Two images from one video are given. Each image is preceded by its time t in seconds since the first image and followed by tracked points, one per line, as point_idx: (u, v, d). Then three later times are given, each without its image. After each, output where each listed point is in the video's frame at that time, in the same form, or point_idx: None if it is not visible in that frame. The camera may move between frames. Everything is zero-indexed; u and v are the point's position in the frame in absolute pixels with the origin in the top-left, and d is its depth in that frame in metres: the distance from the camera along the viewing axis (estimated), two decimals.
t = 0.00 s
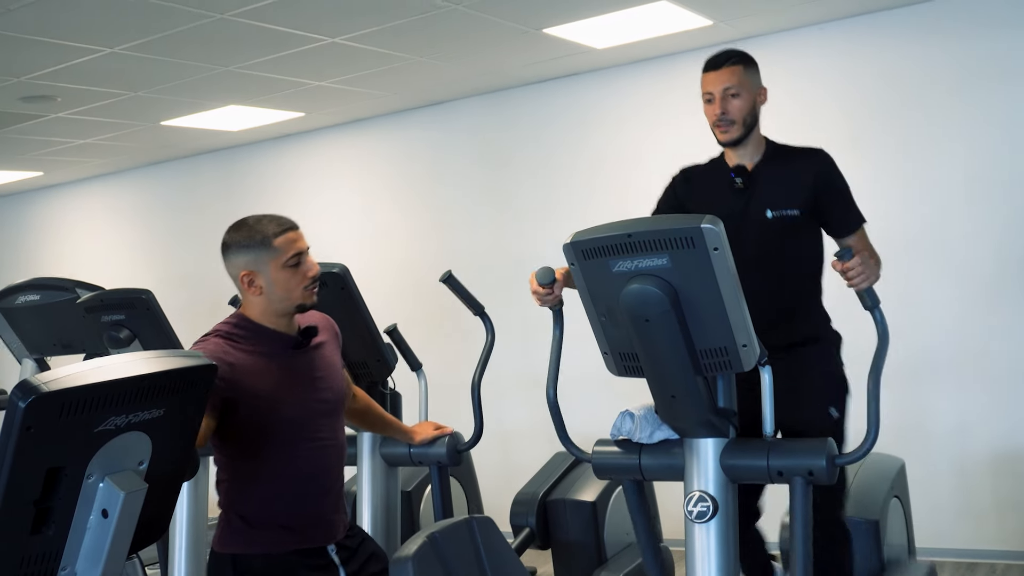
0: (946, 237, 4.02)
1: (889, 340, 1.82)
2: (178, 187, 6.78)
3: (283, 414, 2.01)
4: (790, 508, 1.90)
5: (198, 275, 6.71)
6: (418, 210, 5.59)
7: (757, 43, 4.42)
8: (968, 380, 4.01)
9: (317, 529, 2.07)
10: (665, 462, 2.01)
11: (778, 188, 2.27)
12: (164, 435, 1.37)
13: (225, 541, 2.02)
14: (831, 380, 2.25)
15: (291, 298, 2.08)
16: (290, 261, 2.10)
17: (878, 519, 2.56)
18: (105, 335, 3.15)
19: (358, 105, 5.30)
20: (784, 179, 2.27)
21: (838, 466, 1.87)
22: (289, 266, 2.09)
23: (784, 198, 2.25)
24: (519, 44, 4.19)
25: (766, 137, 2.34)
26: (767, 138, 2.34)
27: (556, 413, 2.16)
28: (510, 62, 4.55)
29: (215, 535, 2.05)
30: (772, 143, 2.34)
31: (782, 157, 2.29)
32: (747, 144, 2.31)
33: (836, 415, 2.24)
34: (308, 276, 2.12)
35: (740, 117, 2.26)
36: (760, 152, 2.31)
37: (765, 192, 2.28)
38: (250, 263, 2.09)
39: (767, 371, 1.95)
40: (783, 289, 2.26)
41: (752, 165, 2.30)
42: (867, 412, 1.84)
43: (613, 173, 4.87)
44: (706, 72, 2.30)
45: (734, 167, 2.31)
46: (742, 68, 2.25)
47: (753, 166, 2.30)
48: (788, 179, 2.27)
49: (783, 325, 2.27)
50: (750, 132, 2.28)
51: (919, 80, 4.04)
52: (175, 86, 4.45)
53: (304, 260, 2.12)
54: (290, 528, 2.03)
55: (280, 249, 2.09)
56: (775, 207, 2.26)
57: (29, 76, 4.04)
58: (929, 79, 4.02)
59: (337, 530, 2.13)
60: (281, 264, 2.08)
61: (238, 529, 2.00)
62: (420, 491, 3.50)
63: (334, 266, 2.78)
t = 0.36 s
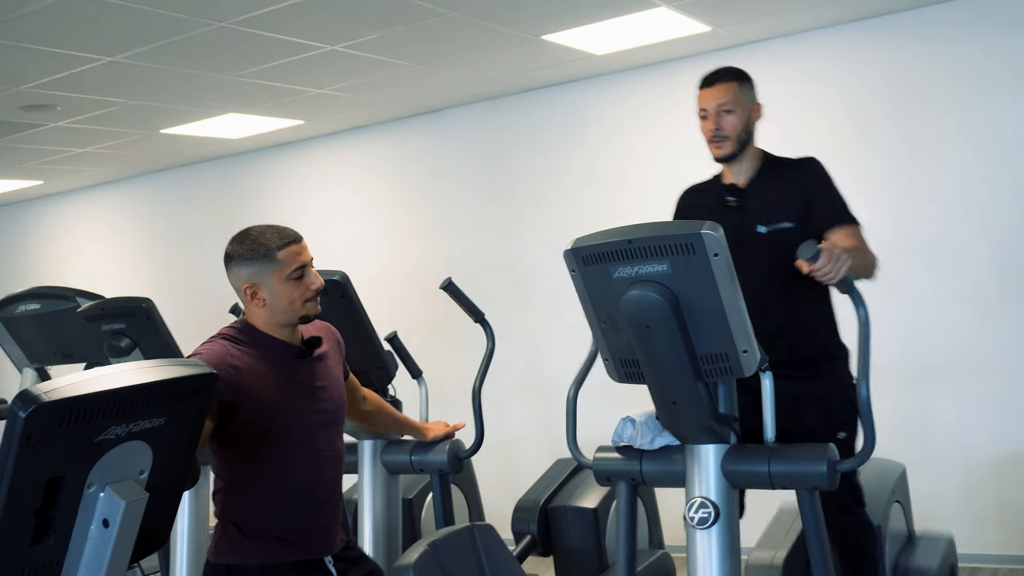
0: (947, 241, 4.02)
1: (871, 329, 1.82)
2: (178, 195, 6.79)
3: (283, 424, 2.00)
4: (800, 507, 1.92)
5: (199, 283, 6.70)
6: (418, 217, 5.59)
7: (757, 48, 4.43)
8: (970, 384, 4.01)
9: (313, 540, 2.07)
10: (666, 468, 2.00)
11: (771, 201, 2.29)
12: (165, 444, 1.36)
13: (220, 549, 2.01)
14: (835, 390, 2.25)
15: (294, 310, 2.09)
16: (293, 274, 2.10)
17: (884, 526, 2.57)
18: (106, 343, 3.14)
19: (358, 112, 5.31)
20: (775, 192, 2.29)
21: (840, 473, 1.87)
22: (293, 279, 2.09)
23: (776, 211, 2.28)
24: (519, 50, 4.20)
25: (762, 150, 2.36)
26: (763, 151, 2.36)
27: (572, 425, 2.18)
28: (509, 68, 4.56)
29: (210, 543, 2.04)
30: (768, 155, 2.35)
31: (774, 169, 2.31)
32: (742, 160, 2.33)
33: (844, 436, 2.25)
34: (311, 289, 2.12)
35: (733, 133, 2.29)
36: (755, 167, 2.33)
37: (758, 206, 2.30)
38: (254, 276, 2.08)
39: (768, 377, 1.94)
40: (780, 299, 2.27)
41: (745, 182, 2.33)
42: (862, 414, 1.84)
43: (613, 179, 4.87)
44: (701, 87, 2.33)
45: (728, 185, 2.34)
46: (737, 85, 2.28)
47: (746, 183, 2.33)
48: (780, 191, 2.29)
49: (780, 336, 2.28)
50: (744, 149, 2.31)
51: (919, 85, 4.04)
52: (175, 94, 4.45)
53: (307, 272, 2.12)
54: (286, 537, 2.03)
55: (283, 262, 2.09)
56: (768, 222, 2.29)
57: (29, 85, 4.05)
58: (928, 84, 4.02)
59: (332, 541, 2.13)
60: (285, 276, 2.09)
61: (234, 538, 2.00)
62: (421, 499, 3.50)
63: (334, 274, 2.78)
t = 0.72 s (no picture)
0: (937, 247, 4.04)
1: (866, 329, 1.82)
2: (169, 197, 6.77)
3: (284, 421, 2.01)
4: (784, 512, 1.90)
5: (189, 285, 6.69)
6: (410, 219, 5.59)
7: (747, 53, 4.45)
8: (959, 389, 4.03)
9: (315, 539, 2.06)
10: (655, 471, 2.01)
11: (744, 214, 2.30)
12: (154, 444, 1.36)
13: (223, 552, 1.98)
14: (797, 391, 2.26)
15: (291, 316, 2.08)
16: (296, 281, 2.07)
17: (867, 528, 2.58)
18: (95, 344, 3.14)
19: (350, 115, 5.31)
20: (749, 206, 2.30)
21: (828, 476, 1.87)
22: (295, 286, 2.07)
23: (748, 226, 2.29)
24: (511, 54, 4.21)
25: (736, 163, 2.38)
26: (737, 164, 2.38)
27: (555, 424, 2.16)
28: (502, 72, 4.57)
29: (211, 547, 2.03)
30: (742, 167, 2.36)
31: (749, 183, 2.32)
32: (717, 170, 2.35)
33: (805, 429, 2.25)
34: (310, 298, 2.11)
35: (708, 141, 2.31)
36: (728, 178, 2.35)
37: (731, 219, 2.31)
38: (257, 277, 2.06)
39: (757, 381, 1.95)
40: (751, 304, 2.28)
41: (718, 193, 2.35)
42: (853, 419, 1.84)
43: (604, 183, 4.88)
44: (679, 98, 2.38)
45: (702, 196, 2.36)
46: (713, 94, 2.32)
47: (718, 194, 2.35)
48: (753, 205, 2.30)
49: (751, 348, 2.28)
50: (718, 158, 2.33)
51: (908, 91, 4.06)
52: (166, 95, 4.45)
53: (309, 280, 2.10)
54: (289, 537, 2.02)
55: (288, 267, 2.07)
56: (739, 236, 2.29)
57: (20, 85, 4.04)
58: (918, 90, 4.04)
59: (332, 541, 2.12)
60: (288, 282, 2.06)
61: (239, 538, 1.97)
62: (410, 501, 3.50)
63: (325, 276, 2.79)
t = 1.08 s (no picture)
0: (924, 255, 4.07)
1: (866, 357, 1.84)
2: (157, 197, 6.75)
3: (269, 424, 2.00)
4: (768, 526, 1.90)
5: (177, 285, 6.66)
6: (399, 222, 5.59)
7: (737, 60, 4.48)
8: (944, 395, 4.05)
9: (306, 542, 2.06)
10: (643, 476, 2.02)
11: (760, 212, 2.31)
12: (143, 447, 1.36)
13: (213, 559, 1.98)
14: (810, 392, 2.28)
15: (285, 308, 2.11)
16: (281, 272, 2.10)
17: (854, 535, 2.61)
18: (82, 345, 3.12)
19: (340, 117, 5.31)
20: (765, 203, 2.31)
21: (815, 483, 1.88)
22: (282, 277, 2.10)
23: (765, 223, 2.30)
24: (501, 58, 4.21)
25: (748, 159, 2.38)
26: (750, 160, 2.38)
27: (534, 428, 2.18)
28: (493, 76, 4.58)
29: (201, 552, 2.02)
30: (754, 165, 2.37)
31: (764, 181, 2.33)
32: (729, 167, 2.34)
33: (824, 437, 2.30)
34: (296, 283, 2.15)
35: (720, 137, 2.31)
36: (741, 174, 2.35)
37: (748, 216, 2.31)
38: (244, 282, 2.06)
39: (745, 387, 1.96)
40: (752, 308, 2.30)
41: (734, 189, 2.34)
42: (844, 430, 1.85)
43: (593, 187, 4.90)
44: (689, 94, 2.38)
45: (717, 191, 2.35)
46: (723, 89, 2.33)
47: (734, 190, 2.34)
48: (770, 202, 2.30)
49: (767, 347, 2.30)
50: (731, 154, 2.32)
51: (897, 99, 4.09)
52: (157, 96, 4.43)
53: (291, 268, 2.14)
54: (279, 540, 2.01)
55: (271, 261, 2.09)
56: (757, 233, 2.30)
57: (9, 84, 4.02)
58: (907, 98, 4.07)
59: (324, 543, 2.12)
60: (274, 276, 2.08)
61: (228, 544, 1.97)
62: (398, 504, 3.49)
63: (314, 278, 2.78)
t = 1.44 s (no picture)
0: (920, 259, 4.08)
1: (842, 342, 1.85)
2: (152, 198, 6.74)
3: (267, 426, 2.00)
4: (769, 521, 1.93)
5: (172, 286, 6.66)
6: (395, 224, 5.59)
7: (733, 64, 4.49)
8: (940, 399, 4.06)
9: (300, 546, 2.05)
10: (638, 479, 2.02)
11: (740, 216, 2.32)
12: (138, 447, 1.36)
13: (207, 561, 1.97)
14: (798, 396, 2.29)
15: (283, 307, 2.11)
16: (276, 270, 2.10)
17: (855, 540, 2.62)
18: (77, 345, 3.11)
19: (336, 119, 5.30)
20: (746, 207, 2.32)
21: (810, 486, 1.89)
22: (278, 276, 2.10)
23: (747, 227, 2.31)
24: (498, 60, 4.22)
25: (734, 165, 2.39)
26: (736, 165, 2.39)
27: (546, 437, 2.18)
28: (489, 78, 4.58)
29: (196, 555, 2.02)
30: (740, 170, 2.37)
31: (747, 184, 2.34)
32: (715, 175, 2.36)
33: (815, 443, 2.31)
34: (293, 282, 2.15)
35: (702, 146, 2.32)
36: (726, 180, 2.36)
37: (730, 221, 2.33)
38: (240, 282, 2.06)
39: (741, 391, 1.96)
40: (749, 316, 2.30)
41: (718, 197, 2.36)
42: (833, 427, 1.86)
43: (589, 190, 4.90)
44: (674, 103, 2.39)
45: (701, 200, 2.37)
46: (706, 98, 2.33)
47: (718, 198, 2.36)
48: (750, 207, 2.32)
49: (753, 351, 2.31)
50: (715, 162, 2.33)
51: (893, 104, 4.10)
52: (153, 96, 4.43)
53: (287, 266, 2.14)
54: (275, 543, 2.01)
55: (266, 260, 2.09)
56: (738, 238, 2.31)
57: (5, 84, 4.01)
58: (903, 103, 4.08)
59: (320, 547, 2.11)
60: (270, 274, 2.08)
61: (223, 546, 1.97)
62: (392, 506, 3.49)
63: (310, 280, 2.76)
